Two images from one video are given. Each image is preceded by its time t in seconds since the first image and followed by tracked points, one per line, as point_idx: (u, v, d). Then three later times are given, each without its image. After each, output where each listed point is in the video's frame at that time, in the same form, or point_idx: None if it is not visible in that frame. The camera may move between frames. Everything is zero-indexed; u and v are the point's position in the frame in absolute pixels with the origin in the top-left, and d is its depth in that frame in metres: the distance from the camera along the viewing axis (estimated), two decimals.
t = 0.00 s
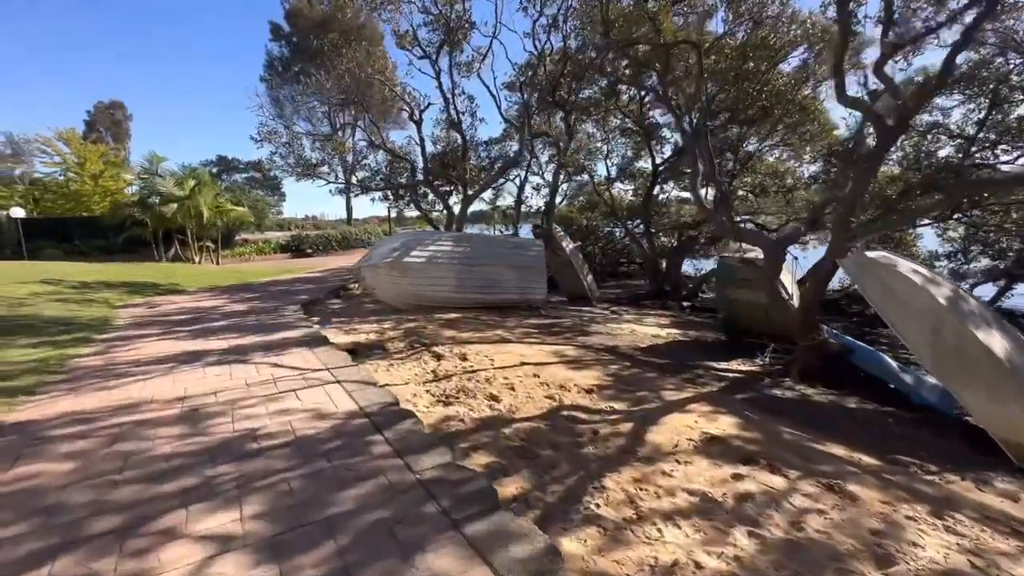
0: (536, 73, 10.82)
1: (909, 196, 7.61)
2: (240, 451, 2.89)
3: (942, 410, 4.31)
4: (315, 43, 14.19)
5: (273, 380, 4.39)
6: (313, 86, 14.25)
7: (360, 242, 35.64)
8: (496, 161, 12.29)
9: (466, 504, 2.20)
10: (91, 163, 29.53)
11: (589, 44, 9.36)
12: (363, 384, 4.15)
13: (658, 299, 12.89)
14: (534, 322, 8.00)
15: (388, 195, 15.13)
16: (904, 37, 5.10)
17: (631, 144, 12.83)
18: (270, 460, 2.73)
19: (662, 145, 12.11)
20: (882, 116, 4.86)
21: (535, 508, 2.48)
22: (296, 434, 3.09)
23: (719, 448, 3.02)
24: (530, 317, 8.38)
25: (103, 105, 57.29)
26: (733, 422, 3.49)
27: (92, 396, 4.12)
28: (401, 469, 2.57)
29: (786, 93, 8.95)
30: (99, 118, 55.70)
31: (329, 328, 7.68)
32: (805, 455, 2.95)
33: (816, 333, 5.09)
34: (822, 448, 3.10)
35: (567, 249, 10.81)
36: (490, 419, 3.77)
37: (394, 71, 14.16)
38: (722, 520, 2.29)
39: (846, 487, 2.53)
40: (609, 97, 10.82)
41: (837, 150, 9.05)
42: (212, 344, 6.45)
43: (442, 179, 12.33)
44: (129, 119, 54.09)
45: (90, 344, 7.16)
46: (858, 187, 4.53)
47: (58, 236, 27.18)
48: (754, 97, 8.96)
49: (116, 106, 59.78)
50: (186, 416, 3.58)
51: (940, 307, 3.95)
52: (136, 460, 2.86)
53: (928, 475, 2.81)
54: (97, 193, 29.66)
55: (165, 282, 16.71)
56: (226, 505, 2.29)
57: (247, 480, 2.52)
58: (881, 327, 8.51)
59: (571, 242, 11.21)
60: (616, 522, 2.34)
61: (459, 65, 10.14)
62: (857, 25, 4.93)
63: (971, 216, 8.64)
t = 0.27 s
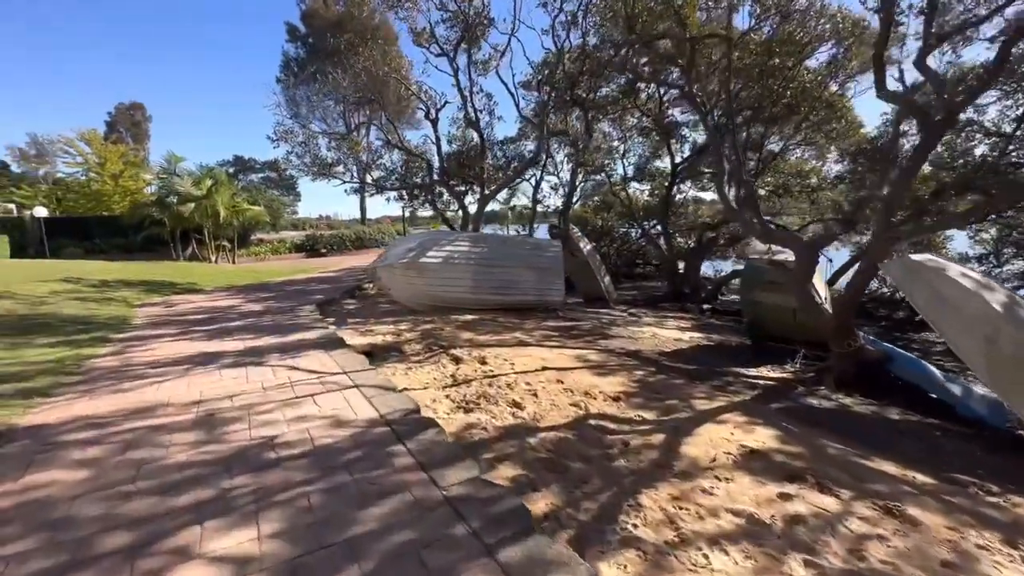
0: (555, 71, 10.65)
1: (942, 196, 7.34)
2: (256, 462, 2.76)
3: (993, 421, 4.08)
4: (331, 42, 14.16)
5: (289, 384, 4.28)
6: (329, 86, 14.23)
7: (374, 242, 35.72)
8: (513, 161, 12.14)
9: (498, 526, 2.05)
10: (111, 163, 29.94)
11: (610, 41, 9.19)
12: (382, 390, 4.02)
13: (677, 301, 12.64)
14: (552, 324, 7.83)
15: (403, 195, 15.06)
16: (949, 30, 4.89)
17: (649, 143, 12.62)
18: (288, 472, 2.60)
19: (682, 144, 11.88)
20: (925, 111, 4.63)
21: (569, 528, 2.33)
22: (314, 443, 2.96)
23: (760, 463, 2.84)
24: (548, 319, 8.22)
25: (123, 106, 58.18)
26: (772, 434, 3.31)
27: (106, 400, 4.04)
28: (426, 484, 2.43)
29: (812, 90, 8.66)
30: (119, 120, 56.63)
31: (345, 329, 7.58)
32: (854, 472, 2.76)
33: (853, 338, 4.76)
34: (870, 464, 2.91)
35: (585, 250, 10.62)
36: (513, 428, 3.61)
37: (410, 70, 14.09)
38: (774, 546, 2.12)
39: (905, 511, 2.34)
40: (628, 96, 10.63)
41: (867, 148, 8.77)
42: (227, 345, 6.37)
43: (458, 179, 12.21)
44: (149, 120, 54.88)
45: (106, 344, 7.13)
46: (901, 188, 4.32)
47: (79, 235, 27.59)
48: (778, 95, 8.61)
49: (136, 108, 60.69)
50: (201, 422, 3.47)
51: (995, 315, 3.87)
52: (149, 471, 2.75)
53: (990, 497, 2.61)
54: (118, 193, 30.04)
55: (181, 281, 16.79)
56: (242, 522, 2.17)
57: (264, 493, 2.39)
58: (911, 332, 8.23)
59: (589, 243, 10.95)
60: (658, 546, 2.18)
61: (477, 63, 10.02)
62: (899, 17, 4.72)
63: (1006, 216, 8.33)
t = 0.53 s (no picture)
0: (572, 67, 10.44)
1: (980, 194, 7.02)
2: (263, 474, 2.60)
3: None
4: (346, 41, 14.09)
5: (300, 388, 4.12)
6: (343, 84, 14.16)
7: (387, 242, 35.73)
8: (528, 159, 11.95)
9: (526, 555, 1.86)
10: (130, 163, 30.31)
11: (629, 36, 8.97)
12: (397, 395, 3.85)
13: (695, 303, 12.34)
14: (570, 326, 7.62)
15: (417, 194, 14.94)
16: (995, 18, 4.67)
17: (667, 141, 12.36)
18: (297, 486, 2.43)
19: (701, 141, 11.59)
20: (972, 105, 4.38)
21: (601, 554, 2.13)
22: (325, 454, 2.79)
23: (805, 481, 2.62)
24: (565, 321, 8.01)
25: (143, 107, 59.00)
26: (814, 448, 3.08)
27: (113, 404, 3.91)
28: (445, 503, 2.25)
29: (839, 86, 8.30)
30: (139, 121, 57.52)
31: (359, 330, 7.44)
32: (910, 493, 2.53)
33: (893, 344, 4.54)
34: (926, 484, 2.67)
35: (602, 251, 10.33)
36: (535, 437, 3.41)
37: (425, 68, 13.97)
38: None
39: (976, 541, 2.11)
40: (647, 92, 10.40)
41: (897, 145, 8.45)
42: (239, 346, 6.26)
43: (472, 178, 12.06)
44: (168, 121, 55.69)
45: (119, 343, 7.06)
46: (947, 185, 4.06)
47: (98, 233, 27.96)
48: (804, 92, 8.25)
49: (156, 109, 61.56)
50: (209, 429, 3.32)
51: None
52: (151, 482, 2.59)
53: None
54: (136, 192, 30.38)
55: (196, 280, 16.85)
56: (246, 543, 2.00)
57: (270, 511, 2.22)
58: (944, 337, 7.90)
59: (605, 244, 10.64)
60: None
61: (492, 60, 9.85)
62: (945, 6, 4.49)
63: None
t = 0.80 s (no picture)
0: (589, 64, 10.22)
1: (1020, 194, 6.67)
2: (268, 493, 2.43)
3: None
4: (360, 39, 14.01)
5: (311, 396, 3.96)
6: (357, 83, 14.07)
7: (401, 241, 35.72)
8: (544, 158, 11.75)
9: None
10: (150, 163, 30.65)
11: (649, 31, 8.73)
12: (411, 404, 3.67)
13: (716, 305, 12.02)
14: (588, 330, 7.40)
15: (431, 193, 14.80)
16: None
17: (686, 139, 12.09)
18: (305, 508, 2.26)
19: (722, 139, 11.28)
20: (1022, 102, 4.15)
21: None
22: (335, 471, 2.62)
23: (858, 508, 2.39)
24: (583, 324, 7.79)
25: (162, 109, 59.80)
26: (863, 468, 2.83)
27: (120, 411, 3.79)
28: (465, 531, 2.06)
29: (869, 80, 8.01)
30: (159, 122, 58.38)
31: (372, 332, 7.29)
32: (977, 523, 2.29)
33: (938, 353, 4.26)
34: (993, 512, 2.42)
35: (621, 251, 9.96)
36: (557, 452, 3.21)
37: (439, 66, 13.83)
38: None
39: None
40: (666, 89, 10.14)
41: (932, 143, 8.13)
42: (251, 349, 6.14)
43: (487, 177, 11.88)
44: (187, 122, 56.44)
45: (132, 345, 7.00)
46: (999, 184, 3.81)
47: (117, 233, 28.29)
48: (832, 86, 7.99)
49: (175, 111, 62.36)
50: (215, 441, 3.17)
51: None
52: (152, 501, 2.44)
53: None
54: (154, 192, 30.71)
55: (212, 279, 16.90)
56: None
57: (275, 537, 2.05)
58: (981, 343, 7.54)
59: (624, 244, 10.27)
60: None
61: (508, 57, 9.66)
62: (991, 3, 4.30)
63: None
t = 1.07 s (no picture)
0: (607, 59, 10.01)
1: None
2: (282, 508, 2.29)
3: None
4: (376, 37, 13.94)
5: (327, 402, 3.83)
6: (373, 81, 13.98)
7: (415, 240, 35.73)
8: (561, 156, 11.56)
9: None
10: (169, 163, 31.03)
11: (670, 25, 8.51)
12: (430, 411, 3.52)
13: (737, 306, 11.73)
14: (609, 332, 7.20)
15: (446, 192, 14.69)
16: None
17: (706, 136, 11.82)
18: (320, 527, 2.11)
19: (744, 135, 10.99)
20: None
21: None
22: (353, 485, 2.48)
23: (920, 534, 2.19)
24: (603, 325, 7.59)
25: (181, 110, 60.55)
26: (919, 488, 2.62)
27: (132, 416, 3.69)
28: (493, 557, 1.90)
29: (904, 72, 7.71)
30: (178, 122, 59.22)
31: (388, 333, 7.17)
32: None
33: (987, 361, 4.02)
34: None
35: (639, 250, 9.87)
36: (585, 464, 3.03)
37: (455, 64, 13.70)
38: None
39: None
40: (687, 84, 9.89)
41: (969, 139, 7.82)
42: (266, 350, 6.04)
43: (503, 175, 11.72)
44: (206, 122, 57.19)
45: (148, 345, 6.96)
46: None
47: (138, 232, 28.66)
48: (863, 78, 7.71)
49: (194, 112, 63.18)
50: (228, 449, 3.05)
51: None
52: (161, 515, 2.32)
53: None
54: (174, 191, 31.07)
55: (229, 278, 16.98)
56: None
57: (289, 560, 1.91)
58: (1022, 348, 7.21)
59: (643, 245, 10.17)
60: None
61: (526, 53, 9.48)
62: None
63: None
